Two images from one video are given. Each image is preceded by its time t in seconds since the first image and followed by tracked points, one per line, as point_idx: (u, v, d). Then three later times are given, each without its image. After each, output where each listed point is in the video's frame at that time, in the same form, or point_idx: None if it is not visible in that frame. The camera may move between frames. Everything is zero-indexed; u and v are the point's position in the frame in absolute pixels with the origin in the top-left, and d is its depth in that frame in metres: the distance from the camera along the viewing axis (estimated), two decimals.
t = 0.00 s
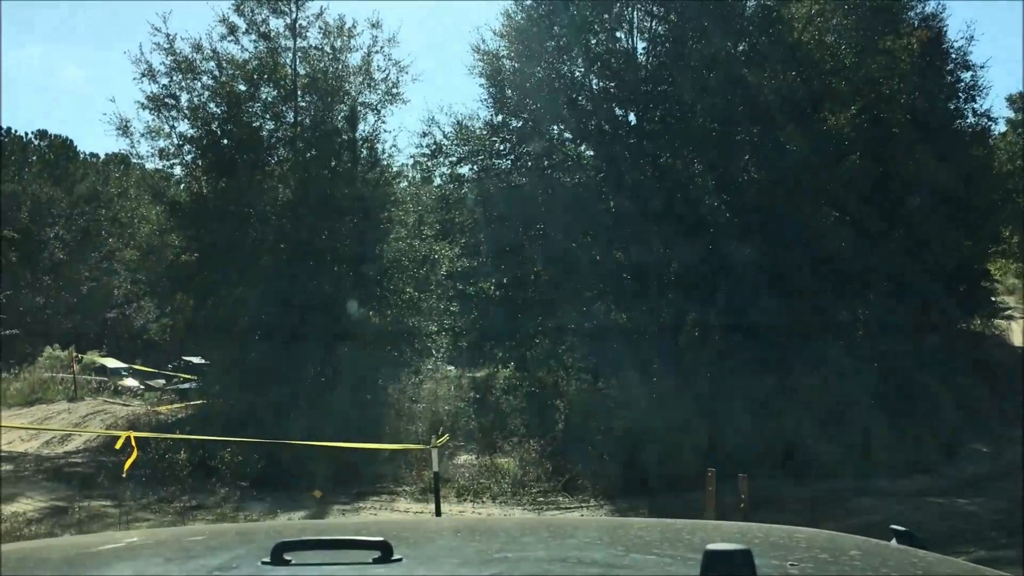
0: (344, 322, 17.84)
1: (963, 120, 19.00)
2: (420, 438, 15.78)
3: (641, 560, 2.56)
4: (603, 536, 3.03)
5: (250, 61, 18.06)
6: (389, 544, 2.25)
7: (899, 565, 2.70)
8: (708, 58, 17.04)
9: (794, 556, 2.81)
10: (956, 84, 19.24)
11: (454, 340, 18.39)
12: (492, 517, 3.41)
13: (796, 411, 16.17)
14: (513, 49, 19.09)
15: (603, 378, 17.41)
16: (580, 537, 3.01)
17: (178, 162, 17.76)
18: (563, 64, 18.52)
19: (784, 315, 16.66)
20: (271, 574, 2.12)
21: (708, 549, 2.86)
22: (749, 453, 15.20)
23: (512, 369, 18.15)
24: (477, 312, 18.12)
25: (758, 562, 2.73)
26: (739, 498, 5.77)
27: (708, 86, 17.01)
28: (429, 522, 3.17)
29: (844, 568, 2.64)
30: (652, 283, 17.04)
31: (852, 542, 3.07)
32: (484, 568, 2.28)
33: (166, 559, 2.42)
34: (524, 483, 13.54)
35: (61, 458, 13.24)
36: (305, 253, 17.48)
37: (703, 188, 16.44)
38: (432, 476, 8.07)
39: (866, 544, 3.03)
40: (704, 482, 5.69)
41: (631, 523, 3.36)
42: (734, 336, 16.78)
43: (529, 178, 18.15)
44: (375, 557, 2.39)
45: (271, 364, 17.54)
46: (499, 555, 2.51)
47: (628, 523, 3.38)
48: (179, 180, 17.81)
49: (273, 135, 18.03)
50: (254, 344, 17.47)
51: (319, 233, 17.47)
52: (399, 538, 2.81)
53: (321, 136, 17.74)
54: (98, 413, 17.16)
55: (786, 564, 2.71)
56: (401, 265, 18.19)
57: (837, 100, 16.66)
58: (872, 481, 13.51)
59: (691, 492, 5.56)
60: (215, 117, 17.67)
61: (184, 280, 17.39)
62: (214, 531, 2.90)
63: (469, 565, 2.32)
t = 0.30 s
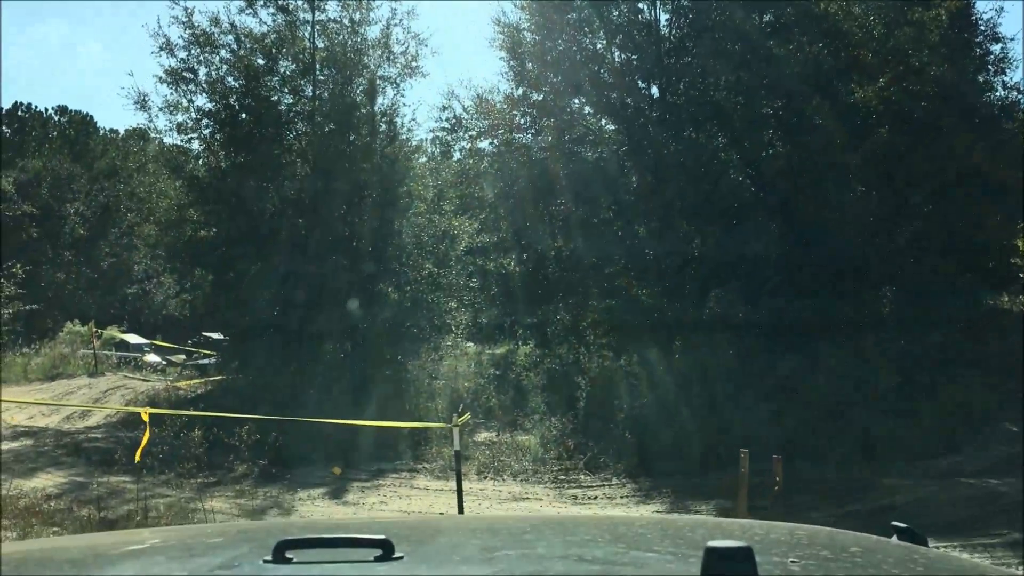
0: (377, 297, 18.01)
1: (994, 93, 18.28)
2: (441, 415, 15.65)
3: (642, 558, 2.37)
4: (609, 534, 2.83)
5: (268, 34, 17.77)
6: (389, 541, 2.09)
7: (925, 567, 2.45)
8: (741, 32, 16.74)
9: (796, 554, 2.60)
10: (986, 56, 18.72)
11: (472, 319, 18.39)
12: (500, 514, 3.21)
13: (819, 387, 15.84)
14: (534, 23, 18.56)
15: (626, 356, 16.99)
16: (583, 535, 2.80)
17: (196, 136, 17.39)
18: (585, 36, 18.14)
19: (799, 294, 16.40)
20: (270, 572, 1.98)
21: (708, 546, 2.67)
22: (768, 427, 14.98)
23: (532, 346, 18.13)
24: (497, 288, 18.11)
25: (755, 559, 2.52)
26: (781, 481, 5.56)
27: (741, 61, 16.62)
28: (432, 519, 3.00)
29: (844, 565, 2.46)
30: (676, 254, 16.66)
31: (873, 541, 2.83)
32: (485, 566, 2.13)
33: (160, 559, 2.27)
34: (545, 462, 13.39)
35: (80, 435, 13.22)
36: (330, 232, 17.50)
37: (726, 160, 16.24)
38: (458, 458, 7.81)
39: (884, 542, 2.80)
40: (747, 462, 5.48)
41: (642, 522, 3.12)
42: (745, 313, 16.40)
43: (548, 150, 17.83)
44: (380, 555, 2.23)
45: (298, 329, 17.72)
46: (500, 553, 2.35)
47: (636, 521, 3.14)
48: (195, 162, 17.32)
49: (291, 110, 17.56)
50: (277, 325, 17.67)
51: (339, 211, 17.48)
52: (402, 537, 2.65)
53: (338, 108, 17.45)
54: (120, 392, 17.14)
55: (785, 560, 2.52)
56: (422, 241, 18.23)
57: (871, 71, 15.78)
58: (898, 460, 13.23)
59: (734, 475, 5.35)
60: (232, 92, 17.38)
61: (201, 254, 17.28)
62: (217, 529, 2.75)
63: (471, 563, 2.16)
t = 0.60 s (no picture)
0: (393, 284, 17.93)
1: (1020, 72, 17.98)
2: (458, 393, 15.58)
3: (644, 556, 2.50)
4: (609, 534, 2.83)
5: (285, 9, 17.57)
6: (391, 539, 2.20)
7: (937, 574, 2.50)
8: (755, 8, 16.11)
9: (796, 555, 2.68)
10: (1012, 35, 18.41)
11: (490, 296, 18.69)
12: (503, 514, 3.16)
13: (828, 378, 15.10)
14: None
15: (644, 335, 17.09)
16: (581, 534, 2.81)
17: (212, 112, 17.25)
18: (605, 13, 17.72)
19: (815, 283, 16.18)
20: (273, 569, 2.08)
21: (713, 542, 2.79)
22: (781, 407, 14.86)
23: (549, 325, 18.24)
24: (514, 267, 18.43)
25: (761, 556, 2.66)
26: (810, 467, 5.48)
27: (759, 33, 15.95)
28: (423, 519, 2.97)
29: (845, 564, 2.59)
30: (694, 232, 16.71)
31: (896, 554, 2.75)
32: (487, 563, 2.23)
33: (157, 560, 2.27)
34: (563, 441, 13.33)
35: (98, 411, 13.26)
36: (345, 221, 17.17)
37: (750, 137, 15.92)
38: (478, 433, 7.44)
39: (883, 543, 2.87)
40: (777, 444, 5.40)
41: (640, 525, 3.09)
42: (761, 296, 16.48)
43: (568, 127, 17.73)
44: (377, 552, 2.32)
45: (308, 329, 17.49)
46: (502, 550, 2.43)
47: (635, 525, 3.07)
48: (213, 138, 17.28)
49: (308, 85, 17.46)
50: (294, 302, 17.56)
51: (359, 203, 17.23)
52: (405, 537, 2.60)
53: (355, 84, 17.25)
54: (138, 369, 17.15)
55: (788, 557, 2.67)
56: (438, 221, 18.03)
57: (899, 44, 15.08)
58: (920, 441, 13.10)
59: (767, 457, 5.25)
60: (249, 67, 17.34)
61: (218, 228, 17.24)
62: (218, 529, 2.78)
63: (473, 560, 2.25)
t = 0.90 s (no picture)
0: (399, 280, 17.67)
1: None
2: (473, 374, 15.44)
3: (649, 555, 2.34)
4: (624, 531, 2.70)
5: None
6: (392, 539, 2.12)
7: None
8: None
9: (800, 553, 2.54)
10: None
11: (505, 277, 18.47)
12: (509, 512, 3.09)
13: (828, 379, 14.54)
14: None
15: (664, 314, 16.65)
16: (586, 532, 2.70)
17: (227, 90, 17.19)
18: None
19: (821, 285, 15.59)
20: (275, 569, 1.97)
21: (714, 543, 2.62)
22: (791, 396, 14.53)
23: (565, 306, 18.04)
24: (529, 248, 18.23)
25: (761, 555, 2.48)
26: (842, 453, 5.30)
27: (778, 10, 15.63)
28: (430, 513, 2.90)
29: (849, 562, 2.42)
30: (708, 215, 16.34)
31: (935, 556, 2.54)
32: (490, 562, 2.14)
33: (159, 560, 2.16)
34: (579, 423, 13.19)
35: (112, 390, 13.24)
36: (347, 218, 16.95)
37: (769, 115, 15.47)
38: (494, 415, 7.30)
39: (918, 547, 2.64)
40: (809, 430, 5.22)
41: (650, 520, 2.98)
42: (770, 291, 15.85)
43: (585, 106, 17.53)
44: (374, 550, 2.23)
45: (314, 327, 17.29)
46: (504, 549, 2.32)
47: (646, 519, 2.99)
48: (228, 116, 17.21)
49: (323, 62, 17.31)
50: (297, 296, 17.33)
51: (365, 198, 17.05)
52: (413, 536, 2.46)
53: (371, 61, 17.00)
54: (153, 347, 17.11)
55: (786, 556, 2.48)
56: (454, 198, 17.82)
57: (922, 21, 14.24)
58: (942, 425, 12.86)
59: (799, 444, 5.06)
60: (264, 44, 17.19)
61: (231, 205, 17.07)
62: (218, 528, 2.67)
63: (475, 560, 2.16)
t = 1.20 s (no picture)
0: (404, 271, 17.50)
1: None
2: (485, 356, 15.38)
3: (650, 552, 2.50)
4: (636, 538, 2.71)
5: None
6: (394, 535, 2.28)
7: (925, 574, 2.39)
8: None
9: (801, 549, 2.68)
10: None
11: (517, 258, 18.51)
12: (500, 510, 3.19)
13: (831, 374, 14.29)
14: None
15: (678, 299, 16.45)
16: (587, 530, 2.81)
17: (239, 69, 17.13)
18: None
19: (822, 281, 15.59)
20: (281, 565, 2.13)
21: (713, 541, 2.76)
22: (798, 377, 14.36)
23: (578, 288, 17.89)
24: (543, 228, 18.17)
25: (761, 554, 2.61)
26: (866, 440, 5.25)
27: None
28: (435, 517, 2.91)
29: (845, 560, 2.53)
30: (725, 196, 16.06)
31: (953, 561, 2.55)
32: (490, 559, 2.29)
33: (169, 566, 2.18)
34: (592, 406, 13.13)
35: (123, 369, 13.25)
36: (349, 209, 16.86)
37: (786, 96, 15.27)
38: (509, 398, 7.18)
39: (927, 547, 2.72)
40: (831, 416, 5.16)
41: (633, 517, 3.09)
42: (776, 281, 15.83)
43: (598, 88, 17.40)
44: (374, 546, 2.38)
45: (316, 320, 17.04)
46: (505, 546, 2.47)
47: (627, 516, 3.14)
48: (241, 95, 17.19)
49: (336, 42, 17.07)
50: (302, 285, 17.14)
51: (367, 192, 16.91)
52: (422, 544, 2.44)
53: (383, 40, 16.78)
54: (164, 327, 17.09)
55: (787, 553, 2.61)
56: (467, 177, 17.54)
57: (942, 3, 14.17)
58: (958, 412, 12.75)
59: (819, 432, 4.99)
60: (277, 23, 17.04)
61: (243, 184, 16.96)
62: (230, 525, 2.73)
63: (476, 556, 2.32)
